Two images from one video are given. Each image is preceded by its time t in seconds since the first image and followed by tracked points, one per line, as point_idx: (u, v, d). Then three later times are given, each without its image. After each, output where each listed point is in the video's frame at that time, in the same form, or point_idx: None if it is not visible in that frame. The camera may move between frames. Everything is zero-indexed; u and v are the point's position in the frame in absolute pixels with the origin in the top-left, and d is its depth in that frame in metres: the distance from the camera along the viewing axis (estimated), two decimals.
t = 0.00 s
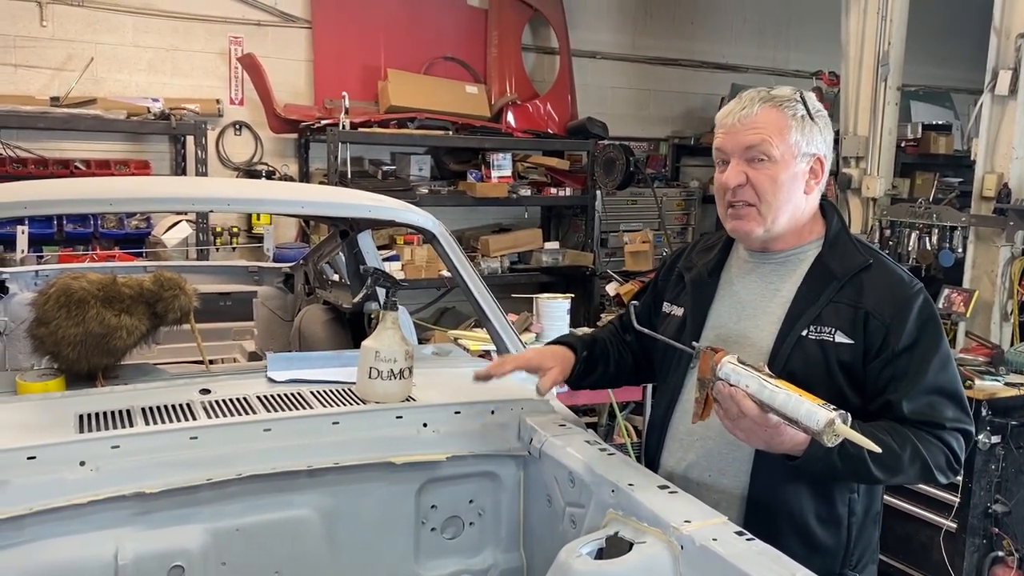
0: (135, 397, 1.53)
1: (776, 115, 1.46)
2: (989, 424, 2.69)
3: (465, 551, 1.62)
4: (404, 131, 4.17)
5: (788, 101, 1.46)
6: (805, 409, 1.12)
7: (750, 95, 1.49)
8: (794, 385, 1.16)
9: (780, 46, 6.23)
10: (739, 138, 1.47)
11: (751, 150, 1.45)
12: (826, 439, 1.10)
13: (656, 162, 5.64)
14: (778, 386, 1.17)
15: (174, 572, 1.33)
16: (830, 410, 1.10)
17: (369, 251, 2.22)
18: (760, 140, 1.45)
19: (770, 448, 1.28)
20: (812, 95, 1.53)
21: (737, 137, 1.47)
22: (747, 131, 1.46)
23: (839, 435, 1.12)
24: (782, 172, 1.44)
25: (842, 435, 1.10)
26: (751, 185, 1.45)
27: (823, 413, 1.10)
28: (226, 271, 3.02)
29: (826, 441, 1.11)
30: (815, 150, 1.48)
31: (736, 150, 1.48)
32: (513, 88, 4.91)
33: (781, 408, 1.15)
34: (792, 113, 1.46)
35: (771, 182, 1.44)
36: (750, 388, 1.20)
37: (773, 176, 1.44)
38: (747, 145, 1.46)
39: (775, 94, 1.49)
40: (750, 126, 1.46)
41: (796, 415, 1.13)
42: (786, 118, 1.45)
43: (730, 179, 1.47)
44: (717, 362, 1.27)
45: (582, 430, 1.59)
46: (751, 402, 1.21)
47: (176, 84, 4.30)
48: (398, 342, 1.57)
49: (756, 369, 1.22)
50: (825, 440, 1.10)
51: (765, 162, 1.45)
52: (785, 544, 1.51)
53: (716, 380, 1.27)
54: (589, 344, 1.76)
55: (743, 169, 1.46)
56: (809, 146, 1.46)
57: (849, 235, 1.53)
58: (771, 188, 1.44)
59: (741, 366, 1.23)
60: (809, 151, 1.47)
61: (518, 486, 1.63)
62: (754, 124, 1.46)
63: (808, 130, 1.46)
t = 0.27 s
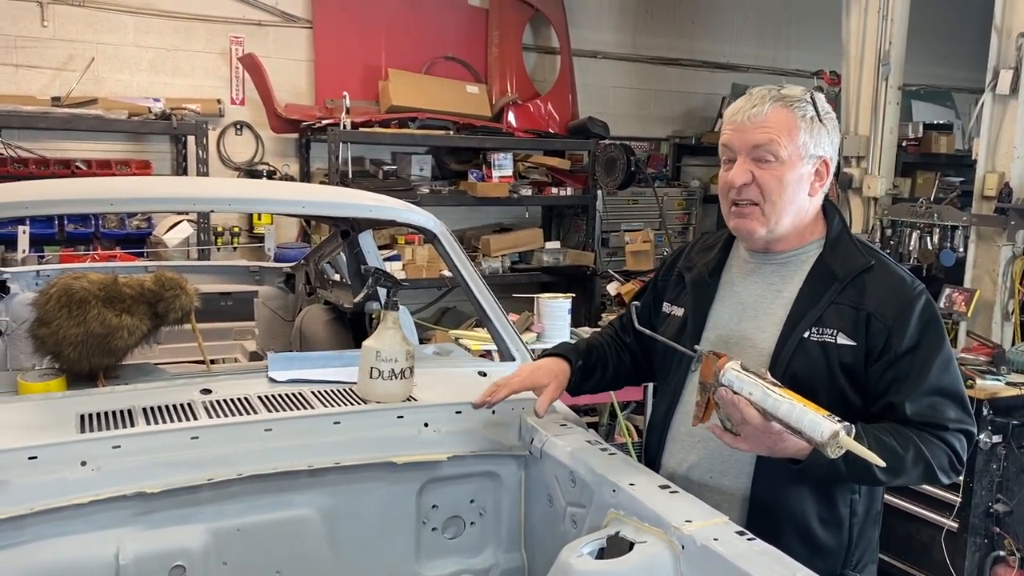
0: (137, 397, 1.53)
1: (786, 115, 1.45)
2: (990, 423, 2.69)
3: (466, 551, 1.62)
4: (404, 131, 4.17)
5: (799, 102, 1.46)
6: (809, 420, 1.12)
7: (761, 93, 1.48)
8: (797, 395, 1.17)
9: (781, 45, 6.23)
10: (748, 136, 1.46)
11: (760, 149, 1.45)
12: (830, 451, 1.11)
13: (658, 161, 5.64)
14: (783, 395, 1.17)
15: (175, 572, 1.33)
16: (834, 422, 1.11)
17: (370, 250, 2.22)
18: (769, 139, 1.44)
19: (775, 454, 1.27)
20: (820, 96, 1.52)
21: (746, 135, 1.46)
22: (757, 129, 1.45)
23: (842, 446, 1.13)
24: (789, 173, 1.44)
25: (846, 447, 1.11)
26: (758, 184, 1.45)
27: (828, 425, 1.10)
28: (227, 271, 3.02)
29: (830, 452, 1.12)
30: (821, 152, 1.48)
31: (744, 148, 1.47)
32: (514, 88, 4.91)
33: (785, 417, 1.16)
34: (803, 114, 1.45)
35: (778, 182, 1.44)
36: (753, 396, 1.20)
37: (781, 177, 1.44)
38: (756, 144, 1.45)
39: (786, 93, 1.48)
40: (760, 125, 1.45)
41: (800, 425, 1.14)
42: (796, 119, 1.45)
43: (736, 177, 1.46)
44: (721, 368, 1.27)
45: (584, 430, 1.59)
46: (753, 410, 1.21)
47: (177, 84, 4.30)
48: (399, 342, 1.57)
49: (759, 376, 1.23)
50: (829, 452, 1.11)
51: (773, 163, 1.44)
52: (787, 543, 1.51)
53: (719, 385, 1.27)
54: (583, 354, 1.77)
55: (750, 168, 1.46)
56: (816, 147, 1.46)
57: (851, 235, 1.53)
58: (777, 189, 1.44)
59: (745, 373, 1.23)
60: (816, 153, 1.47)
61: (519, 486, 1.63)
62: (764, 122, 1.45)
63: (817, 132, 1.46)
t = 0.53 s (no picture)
0: (138, 397, 1.53)
1: (820, 119, 1.45)
2: (991, 423, 2.69)
3: (467, 550, 1.62)
4: (405, 130, 4.17)
5: (836, 111, 1.45)
6: (806, 424, 1.12)
7: (802, 91, 1.47)
8: (798, 398, 1.16)
9: (782, 44, 6.22)
10: (778, 132, 1.45)
11: (786, 147, 1.44)
12: (824, 456, 1.11)
13: (659, 160, 5.64)
14: (783, 396, 1.16)
15: (176, 571, 1.33)
16: (831, 428, 1.11)
17: (371, 250, 2.22)
18: (798, 139, 1.44)
19: (770, 452, 1.27)
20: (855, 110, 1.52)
21: (776, 130, 1.45)
22: (788, 127, 1.45)
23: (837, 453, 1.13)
24: (807, 177, 1.44)
25: (840, 454, 1.11)
26: (775, 183, 1.45)
27: (825, 431, 1.10)
28: (228, 271, 3.02)
29: (824, 457, 1.12)
30: (843, 164, 1.48)
31: (770, 143, 1.46)
32: (515, 88, 4.91)
33: (782, 419, 1.15)
34: (837, 122, 1.45)
35: (795, 184, 1.44)
36: (752, 395, 1.20)
37: (798, 178, 1.44)
38: (784, 141, 1.44)
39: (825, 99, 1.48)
40: (793, 123, 1.44)
41: (796, 429, 1.14)
42: (828, 126, 1.45)
43: (756, 171, 1.46)
44: (723, 364, 1.26)
45: (585, 430, 1.59)
46: (752, 408, 1.21)
47: (177, 83, 4.30)
48: (400, 341, 1.57)
49: (761, 375, 1.22)
50: (823, 457, 1.11)
51: (795, 164, 1.44)
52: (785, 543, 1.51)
53: (720, 380, 1.27)
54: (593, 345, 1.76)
55: (772, 163, 1.45)
56: (839, 159, 1.46)
57: (853, 235, 1.53)
58: (792, 191, 1.44)
59: (746, 371, 1.22)
60: (837, 165, 1.47)
61: (520, 485, 1.63)
62: (798, 121, 1.44)
63: (844, 143, 1.46)
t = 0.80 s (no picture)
0: (139, 396, 1.53)
1: (841, 121, 1.44)
2: (992, 422, 2.69)
3: (467, 549, 1.62)
4: (406, 130, 4.18)
5: (857, 113, 1.45)
6: (807, 427, 1.13)
7: (825, 92, 1.47)
8: (800, 400, 1.18)
9: (782, 43, 6.22)
10: (797, 132, 1.45)
11: (805, 148, 1.44)
12: (823, 459, 1.12)
13: (659, 159, 5.65)
14: (786, 397, 1.17)
15: (177, 570, 1.33)
16: (832, 432, 1.12)
17: (371, 249, 2.23)
18: (817, 141, 1.43)
19: (768, 452, 1.27)
20: (875, 113, 1.52)
21: (796, 130, 1.45)
22: (809, 127, 1.44)
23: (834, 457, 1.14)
24: (825, 179, 1.44)
25: (839, 457, 1.13)
26: (792, 183, 1.45)
27: (825, 434, 1.12)
28: (229, 270, 3.02)
29: (822, 460, 1.13)
30: (860, 168, 1.48)
31: (789, 143, 1.46)
32: (515, 87, 4.91)
33: (783, 419, 1.16)
34: (857, 125, 1.45)
35: (811, 185, 1.44)
36: (756, 393, 1.20)
37: (816, 180, 1.44)
38: (803, 142, 1.44)
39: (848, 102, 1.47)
40: (815, 124, 1.44)
41: (797, 430, 1.15)
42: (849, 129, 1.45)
43: (774, 171, 1.46)
44: (727, 360, 1.26)
45: (586, 429, 1.59)
46: (753, 407, 1.21)
47: (178, 83, 4.30)
48: (401, 340, 1.57)
49: (766, 375, 1.22)
50: (822, 461, 1.13)
51: (813, 165, 1.44)
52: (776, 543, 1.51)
53: (722, 376, 1.26)
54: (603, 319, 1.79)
55: (789, 164, 1.45)
56: (857, 162, 1.46)
57: (862, 241, 1.52)
58: (809, 191, 1.44)
59: (750, 369, 1.22)
60: (855, 168, 1.47)
61: (520, 485, 1.63)
62: (819, 123, 1.44)
63: (863, 147, 1.46)
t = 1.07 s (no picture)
0: (139, 395, 1.53)
1: (844, 125, 1.43)
2: (993, 421, 2.69)
3: (468, 548, 1.62)
4: (406, 129, 4.17)
5: (859, 115, 1.44)
6: (816, 431, 1.12)
7: (826, 96, 1.45)
8: (807, 403, 1.16)
9: (783, 43, 6.22)
10: (799, 139, 1.45)
11: (807, 155, 1.44)
12: (832, 464, 1.12)
13: (659, 159, 5.65)
14: (793, 400, 1.16)
15: (177, 570, 1.33)
16: (841, 435, 1.11)
17: (371, 249, 2.22)
18: (820, 148, 1.43)
19: (775, 453, 1.26)
20: (878, 110, 1.50)
21: (799, 138, 1.44)
22: (811, 134, 1.44)
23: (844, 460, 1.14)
24: (830, 185, 1.44)
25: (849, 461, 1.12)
26: (796, 190, 1.45)
27: (835, 440, 1.11)
28: (229, 270, 3.02)
29: (832, 464, 1.13)
30: (865, 169, 1.47)
31: (792, 151, 1.46)
32: (515, 86, 4.91)
33: (791, 424, 1.15)
34: (860, 127, 1.44)
35: (816, 193, 1.44)
36: (761, 397, 1.18)
37: (822, 187, 1.43)
38: (805, 150, 1.44)
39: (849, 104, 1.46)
40: (816, 132, 1.43)
41: (806, 435, 1.13)
42: (851, 132, 1.43)
43: (779, 179, 1.46)
44: (731, 363, 1.24)
45: (587, 428, 1.59)
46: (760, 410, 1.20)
47: (179, 82, 4.30)
48: (402, 340, 1.58)
49: (771, 378, 1.21)
50: (832, 465, 1.12)
51: (817, 172, 1.43)
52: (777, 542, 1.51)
53: (727, 380, 1.24)
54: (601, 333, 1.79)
55: (793, 172, 1.45)
56: (862, 165, 1.46)
57: (868, 243, 1.52)
58: (814, 198, 1.44)
59: (755, 373, 1.21)
60: (860, 170, 1.46)
61: (521, 484, 1.63)
62: (821, 129, 1.43)
63: (867, 149, 1.45)
